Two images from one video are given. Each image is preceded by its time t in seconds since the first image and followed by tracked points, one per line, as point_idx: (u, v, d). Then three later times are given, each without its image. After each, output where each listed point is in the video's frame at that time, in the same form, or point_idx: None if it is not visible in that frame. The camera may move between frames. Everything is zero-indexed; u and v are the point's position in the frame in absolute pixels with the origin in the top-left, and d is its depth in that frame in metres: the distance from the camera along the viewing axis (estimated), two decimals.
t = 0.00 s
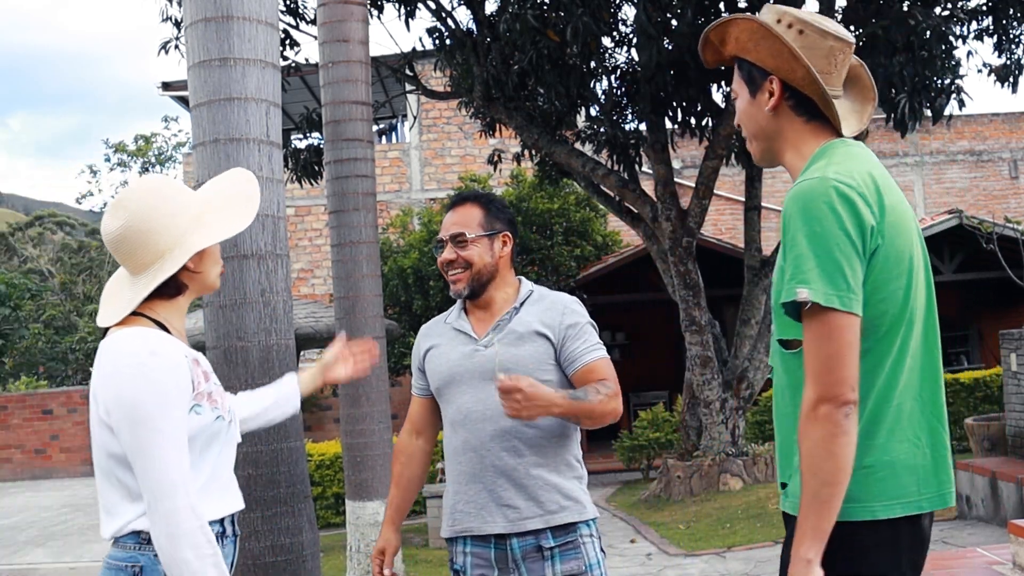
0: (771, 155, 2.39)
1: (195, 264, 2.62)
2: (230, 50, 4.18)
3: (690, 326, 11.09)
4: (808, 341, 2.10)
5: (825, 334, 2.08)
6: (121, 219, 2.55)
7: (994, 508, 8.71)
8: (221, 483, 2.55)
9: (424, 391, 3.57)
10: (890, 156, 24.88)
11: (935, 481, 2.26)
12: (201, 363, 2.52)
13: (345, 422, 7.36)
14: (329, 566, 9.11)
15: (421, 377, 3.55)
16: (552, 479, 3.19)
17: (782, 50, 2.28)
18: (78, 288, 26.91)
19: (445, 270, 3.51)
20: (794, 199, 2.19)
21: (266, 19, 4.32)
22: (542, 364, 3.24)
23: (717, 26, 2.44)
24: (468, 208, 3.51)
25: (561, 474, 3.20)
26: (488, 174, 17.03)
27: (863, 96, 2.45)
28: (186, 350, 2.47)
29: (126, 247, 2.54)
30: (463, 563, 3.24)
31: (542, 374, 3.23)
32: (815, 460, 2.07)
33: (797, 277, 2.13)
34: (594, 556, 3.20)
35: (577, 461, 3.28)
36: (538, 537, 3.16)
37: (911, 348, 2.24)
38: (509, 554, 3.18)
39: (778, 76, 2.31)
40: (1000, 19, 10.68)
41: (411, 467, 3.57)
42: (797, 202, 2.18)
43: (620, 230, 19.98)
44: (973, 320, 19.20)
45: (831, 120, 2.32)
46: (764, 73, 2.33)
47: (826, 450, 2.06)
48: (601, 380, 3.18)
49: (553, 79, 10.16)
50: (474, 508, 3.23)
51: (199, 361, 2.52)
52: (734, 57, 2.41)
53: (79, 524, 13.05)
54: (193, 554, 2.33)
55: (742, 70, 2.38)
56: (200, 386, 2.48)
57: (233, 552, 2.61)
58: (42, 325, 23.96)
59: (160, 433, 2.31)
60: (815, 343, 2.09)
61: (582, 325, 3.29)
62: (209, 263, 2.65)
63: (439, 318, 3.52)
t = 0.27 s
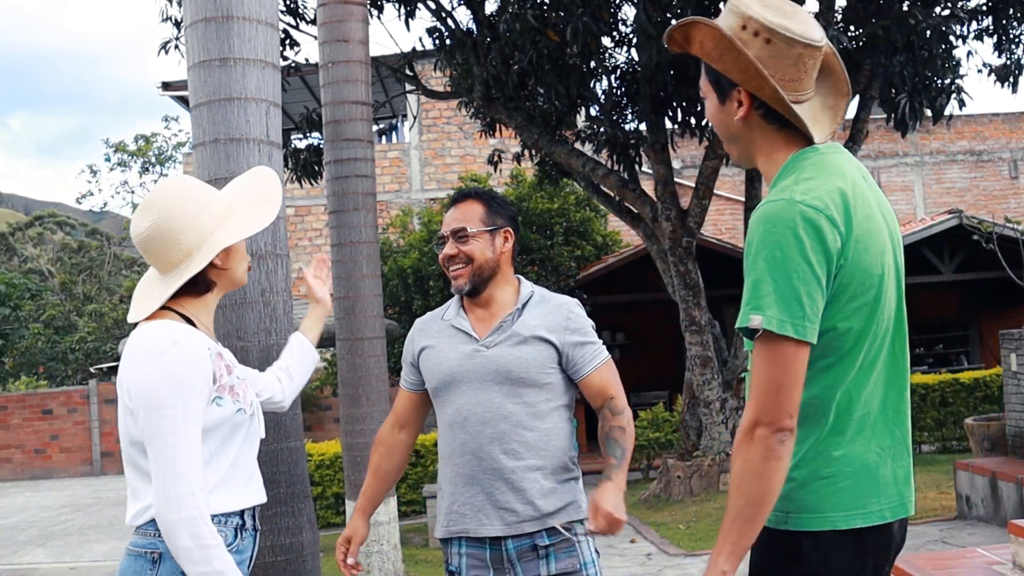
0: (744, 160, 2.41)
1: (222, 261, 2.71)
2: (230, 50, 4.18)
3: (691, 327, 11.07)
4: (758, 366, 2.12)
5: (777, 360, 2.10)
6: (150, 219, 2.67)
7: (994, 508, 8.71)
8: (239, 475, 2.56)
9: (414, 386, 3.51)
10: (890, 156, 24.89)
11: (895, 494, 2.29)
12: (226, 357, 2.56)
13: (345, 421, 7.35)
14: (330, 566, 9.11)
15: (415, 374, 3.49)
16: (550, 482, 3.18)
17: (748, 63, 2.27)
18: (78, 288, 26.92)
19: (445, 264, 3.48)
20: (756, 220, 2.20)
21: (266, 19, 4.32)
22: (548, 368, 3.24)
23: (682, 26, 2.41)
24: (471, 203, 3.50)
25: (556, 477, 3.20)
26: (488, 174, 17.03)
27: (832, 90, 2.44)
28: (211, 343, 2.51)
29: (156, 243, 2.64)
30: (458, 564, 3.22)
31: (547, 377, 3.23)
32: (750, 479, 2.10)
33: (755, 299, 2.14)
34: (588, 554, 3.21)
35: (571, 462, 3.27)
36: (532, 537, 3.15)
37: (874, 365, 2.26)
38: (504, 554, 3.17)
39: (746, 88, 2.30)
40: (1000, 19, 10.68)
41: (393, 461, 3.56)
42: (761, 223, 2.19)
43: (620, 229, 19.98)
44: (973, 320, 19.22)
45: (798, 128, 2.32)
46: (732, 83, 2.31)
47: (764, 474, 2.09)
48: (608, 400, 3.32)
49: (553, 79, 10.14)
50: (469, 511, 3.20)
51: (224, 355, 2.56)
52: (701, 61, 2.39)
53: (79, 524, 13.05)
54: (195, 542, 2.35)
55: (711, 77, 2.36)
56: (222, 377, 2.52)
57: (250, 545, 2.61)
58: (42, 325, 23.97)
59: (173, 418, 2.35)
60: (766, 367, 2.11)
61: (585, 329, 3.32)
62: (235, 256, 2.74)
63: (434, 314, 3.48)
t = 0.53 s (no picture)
0: (699, 176, 2.50)
1: (236, 264, 2.72)
2: (230, 50, 4.18)
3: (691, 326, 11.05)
4: (737, 382, 2.18)
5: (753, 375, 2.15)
6: (166, 219, 2.66)
7: (994, 508, 8.71)
8: (244, 479, 2.56)
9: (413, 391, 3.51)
10: (890, 156, 24.90)
11: (900, 483, 2.31)
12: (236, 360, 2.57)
13: (345, 422, 7.34)
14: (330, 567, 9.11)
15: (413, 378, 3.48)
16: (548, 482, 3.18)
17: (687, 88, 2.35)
18: (78, 288, 26.93)
19: (451, 273, 3.39)
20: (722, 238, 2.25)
21: (266, 19, 4.32)
22: (548, 367, 3.25)
23: (613, 62, 2.50)
24: (472, 208, 3.39)
25: (557, 477, 3.20)
26: (488, 173, 17.03)
27: (773, 93, 2.53)
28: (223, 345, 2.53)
29: (172, 244, 2.64)
30: (456, 565, 3.23)
31: (548, 377, 3.24)
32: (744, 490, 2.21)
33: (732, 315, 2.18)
34: (583, 554, 3.15)
35: (571, 463, 3.27)
36: (528, 535, 3.14)
37: (861, 364, 2.26)
38: (502, 554, 3.17)
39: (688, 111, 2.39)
40: (1000, 19, 10.68)
41: (392, 468, 3.53)
42: (725, 242, 2.23)
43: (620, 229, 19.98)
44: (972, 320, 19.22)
45: (743, 138, 2.39)
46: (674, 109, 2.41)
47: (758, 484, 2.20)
48: (606, 404, 3.35)
49: (552, 79, 10.13)
50: (469, 513, 3.21)
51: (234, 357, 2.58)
52: (640, 92, 2.48)
53: (79, 524, 13.04)
54: (190, 542, 2.34)
55: (653, 106, 2.46)
56: (233, 379, 2.53)
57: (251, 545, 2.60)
58: (42, 324, 23.97)
59: (184, 417, 2.35)
60: (746, 382, 2.16)
61: (583, 330, 3.35)
62: (248, 262, 2.76)
63: (430, 320, 3.43)
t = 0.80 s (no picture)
0: (676, 180, 2.54)
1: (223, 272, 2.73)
2: (230, 50, 4.18)
3: (690, 326, 11.04)
4: (730, 369, 2.18)
5: (748, 362, 2.16)
6: (157, 217, 2.66)
7: (994, 508, 8.71)
8: (245, 477, 2.60)
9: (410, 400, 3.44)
10: (890, 156, 24.90)
11: (887, 474, 2.36)
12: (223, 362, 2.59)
13: (345, 422, 7.33)
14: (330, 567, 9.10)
15: (409, 387, 3.42)
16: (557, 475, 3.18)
17: (666, 90, 2.42)
18: (78, 288, 26.95)
19: (457, 278, 3.35)
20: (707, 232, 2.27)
21: (266, 19, 4.32)
22: (550, 361, 3.26)
23: (597, 65, 2.57)
24: (465, 212, 3.41)
25: (567, 471, 3.21)
26: (487, 174, 17.03)
27: (748, 100, 2.61)
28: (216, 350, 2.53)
29: (160, 245, 2.64)
30: (464, 565, 3.20)
31: (550, 368, 3.25)
32: (734, 483, 2.16)
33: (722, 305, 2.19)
34: (589, 542, 3.17)
35: (577, 456, 3.29)
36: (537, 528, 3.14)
37: (846, 353, 2.31)
38: (512, 551, 3.16)
39: (667, 114, 2.46)
40: (1000, 19, 10.67)
41: (387, 474, 3.51)
42: (712, 235, 2.25)
43: (620, 229, 19.98)
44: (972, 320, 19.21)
45: (721, 139, 2.45)
46: (653, 111, 2.47)
47: (750, 476, 2.14)
48: (610, 388, 3.33)
49: (553, 79, 10.13)
50: (481, 511, 3.18)
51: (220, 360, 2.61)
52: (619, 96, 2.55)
53: (79, 524, 13.04)
54: (227, 543, 2.39)
55: (632, 109, 2.52)
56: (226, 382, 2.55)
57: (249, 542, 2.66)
58: (42, 324, 23.97)
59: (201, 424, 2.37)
60: (740, 370, 2.16)
61: (578, 319, 3.37)
62: (233, 270, 2.75)
63: (423, 327, 3.38)
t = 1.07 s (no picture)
0: (671, 170, 2.56)
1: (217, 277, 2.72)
2: (230, 50, 4.18)
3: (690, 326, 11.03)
4: (730, 345, 2.22)
5: (748, 337, 2.20)
6: (154, 218, 2.65)
7: (994, 508, 8.71)
8: (243, 481, 2.58)
9: (399, 393, 3.43)
10: (890, 156, 24.91)
11: (855, 471, 2.44)
12: (215, 366, 2.56)
13: (345, 422, 7.33)
14: (329, 567, 9.10)
15: (404, 387, 3.41)
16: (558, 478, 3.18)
17: (673, 76, 2.46)
18: (78, 288, 26.95)
19: (452, 278, 3.35)
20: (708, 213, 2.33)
21: (266, 18, 4.32)
22: (550, 363, 3.25)
23: (607, 52, 2.63)
24: (461, 210, 3.40)
25: (568, 472, 3.21)
26: (488, 173, 17.03)
27: (747, 107, 2.59)
28: (204, 355, 2.50)
29: (155, 246, 2.63)
30: (466, 567, 3.20)
31: (549, 371, 3.24)
32: (730, 453, 2.18)
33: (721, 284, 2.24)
34: (585, 540, 3.19)
35: (579, 456, 3.29)
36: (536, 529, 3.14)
37: (824, 347, 2.41)
38: (514, 552, 3.16)
39: (671, 99, 2.47)
40: (1000, 19, 10.67)
41: (370, 461, 3.52)
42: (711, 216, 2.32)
43: (620, 229, 19.98)
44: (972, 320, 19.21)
45: (721, 132, 2.48)
46: (655, 95, 2.50)
47: (747, 445, 2.16)
48: (613, 388, 3.38)
49: (553, 80, 10.12)
50: (485, 516, 3.17)
51: (215, 366, 2.58)
52: (625, 83, 2.58)
53: (79, 524, 13.05)
54: (220, 549, 2.38)
55: (635, 94, 2.54)
56: (217, 388, 2.52)
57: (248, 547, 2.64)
58: (42, 324, 23.96)
59: (186, 432, 2.35)
60: (739, 345, 2.21)
61: (578, 320, 3.38)
62: (228, 275, 2.74)
63: (420, 327, 3.36)
